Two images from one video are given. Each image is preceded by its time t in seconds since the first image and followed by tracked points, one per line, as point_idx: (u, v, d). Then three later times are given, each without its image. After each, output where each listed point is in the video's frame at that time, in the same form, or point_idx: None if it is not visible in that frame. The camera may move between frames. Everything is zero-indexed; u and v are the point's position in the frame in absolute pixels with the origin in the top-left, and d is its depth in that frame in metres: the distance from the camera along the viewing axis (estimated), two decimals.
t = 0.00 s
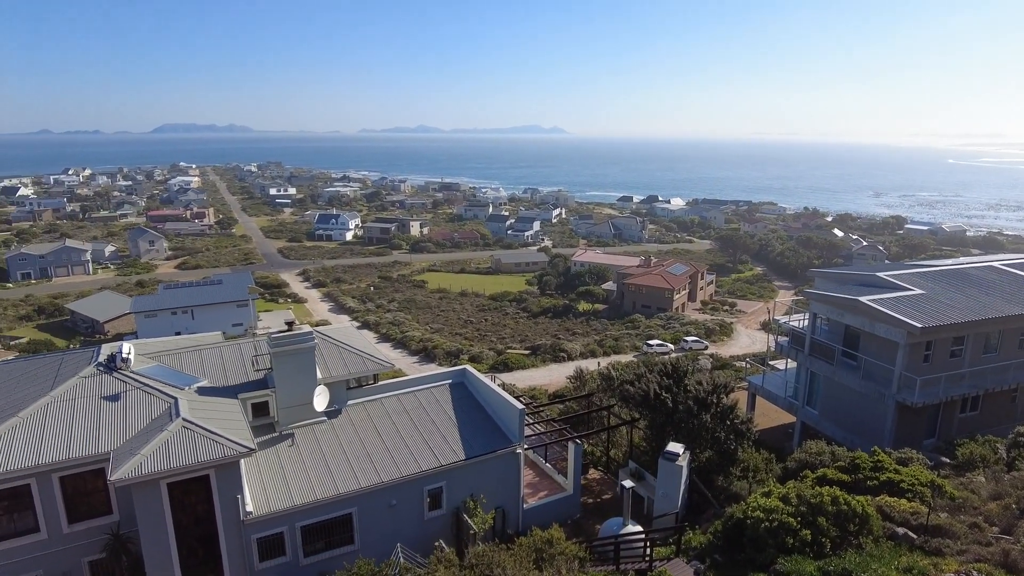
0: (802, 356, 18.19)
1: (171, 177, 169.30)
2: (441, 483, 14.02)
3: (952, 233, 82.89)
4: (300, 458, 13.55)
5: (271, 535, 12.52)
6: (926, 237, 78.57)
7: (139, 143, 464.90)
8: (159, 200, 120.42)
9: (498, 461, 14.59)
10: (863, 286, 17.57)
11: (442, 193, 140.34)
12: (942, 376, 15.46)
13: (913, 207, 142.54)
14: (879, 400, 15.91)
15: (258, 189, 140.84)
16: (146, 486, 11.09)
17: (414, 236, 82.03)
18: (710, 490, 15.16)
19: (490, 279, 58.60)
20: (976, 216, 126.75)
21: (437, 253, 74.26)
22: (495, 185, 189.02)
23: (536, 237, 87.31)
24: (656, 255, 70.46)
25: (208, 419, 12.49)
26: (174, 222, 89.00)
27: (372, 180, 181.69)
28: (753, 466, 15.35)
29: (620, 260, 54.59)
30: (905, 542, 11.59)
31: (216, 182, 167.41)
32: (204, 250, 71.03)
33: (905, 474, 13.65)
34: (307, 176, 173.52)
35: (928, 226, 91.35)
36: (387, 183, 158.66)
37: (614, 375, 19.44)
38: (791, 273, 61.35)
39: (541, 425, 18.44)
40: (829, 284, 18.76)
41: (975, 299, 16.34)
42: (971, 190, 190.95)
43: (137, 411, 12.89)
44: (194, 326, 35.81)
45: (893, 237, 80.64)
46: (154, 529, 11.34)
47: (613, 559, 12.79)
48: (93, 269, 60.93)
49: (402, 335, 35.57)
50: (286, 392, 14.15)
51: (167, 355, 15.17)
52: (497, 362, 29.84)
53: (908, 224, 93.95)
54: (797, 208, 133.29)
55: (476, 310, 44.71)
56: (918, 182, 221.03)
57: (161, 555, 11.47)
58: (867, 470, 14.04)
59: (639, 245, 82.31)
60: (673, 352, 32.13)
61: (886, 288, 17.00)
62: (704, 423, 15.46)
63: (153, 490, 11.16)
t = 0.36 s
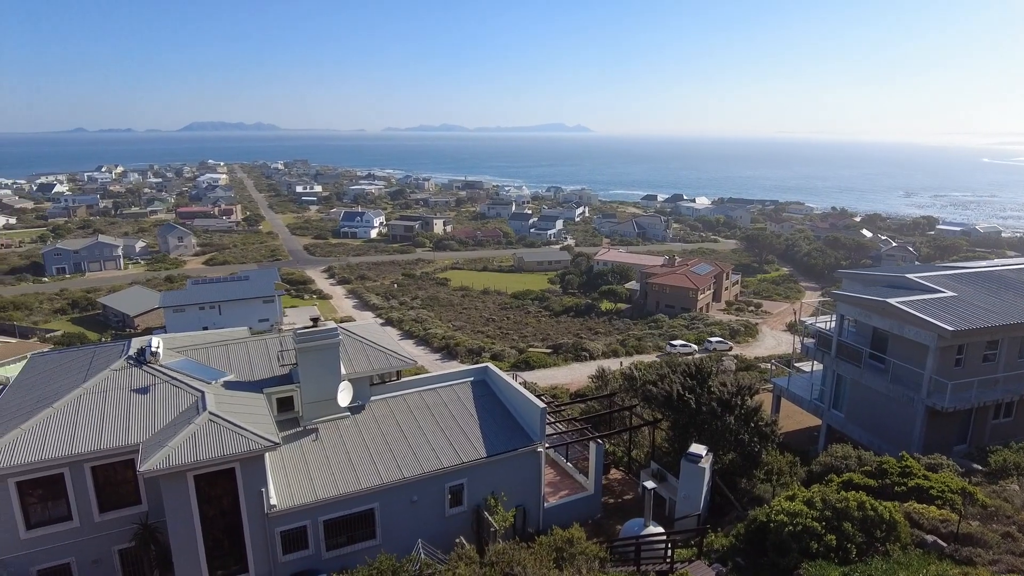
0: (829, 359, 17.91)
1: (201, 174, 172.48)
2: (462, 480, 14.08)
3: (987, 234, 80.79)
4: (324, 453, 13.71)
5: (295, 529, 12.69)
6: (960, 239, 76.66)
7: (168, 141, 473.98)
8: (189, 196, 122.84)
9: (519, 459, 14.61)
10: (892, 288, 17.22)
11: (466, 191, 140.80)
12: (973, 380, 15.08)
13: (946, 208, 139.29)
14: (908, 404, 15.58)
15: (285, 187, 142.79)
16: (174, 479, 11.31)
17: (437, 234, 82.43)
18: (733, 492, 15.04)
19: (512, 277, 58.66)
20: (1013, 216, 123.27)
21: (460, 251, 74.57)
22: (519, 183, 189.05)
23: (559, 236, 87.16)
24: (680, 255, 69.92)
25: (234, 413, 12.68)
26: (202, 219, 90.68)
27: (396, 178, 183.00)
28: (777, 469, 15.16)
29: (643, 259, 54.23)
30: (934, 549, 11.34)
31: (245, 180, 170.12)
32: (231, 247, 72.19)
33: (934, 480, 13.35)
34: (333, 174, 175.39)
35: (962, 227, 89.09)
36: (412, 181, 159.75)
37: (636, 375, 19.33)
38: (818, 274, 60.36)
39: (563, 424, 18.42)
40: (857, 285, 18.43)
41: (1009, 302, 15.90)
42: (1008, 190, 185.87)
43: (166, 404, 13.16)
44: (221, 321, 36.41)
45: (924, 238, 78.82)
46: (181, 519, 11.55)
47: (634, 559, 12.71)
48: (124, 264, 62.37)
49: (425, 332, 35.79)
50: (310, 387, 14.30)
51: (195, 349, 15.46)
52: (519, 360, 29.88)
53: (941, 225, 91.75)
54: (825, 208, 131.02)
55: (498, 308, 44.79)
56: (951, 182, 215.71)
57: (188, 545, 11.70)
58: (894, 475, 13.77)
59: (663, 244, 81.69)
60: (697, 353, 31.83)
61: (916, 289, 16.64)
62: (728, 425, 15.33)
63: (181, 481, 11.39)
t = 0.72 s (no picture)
0: (856, 362, 17.60)
1: (230, 171, 175.51)
2: (483, 477, 14.12)
3: None
4: (347, 447, 13.85)
5: (318, 522, 12.85)
6: (996, 240, 74.60)
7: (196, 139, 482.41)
8: (217, 193, 125.03)
9: (540, 458, 14.59)
10: (923, 290, 16.86)
11: (489, 189, 141.09)
12: (1007, 386, 14.68)
13: (981, 208, 135.67)
14: (938, 408, 15.24)
15: (311, 184, 144.65)
16: (200, 470, 11.52)
17: (460, 232, 82.69)
18: (757, 494, 14.87)
19: (535, 276, 58.62)
20: None
21: (483, 249, 74.74)
22: (543, 181, 188.82)
23: (583, 234, 86.87)
24: (705, 254, 69.24)
25: (259, 406, 12.87)
26: (230, 215, 92.23)
27: (421, 176, 184.10)
28: (802, 472, 14.95)
29: (667, 258, 53.78)
30: (964, 558, 11.04)
31: (272, 177, 172.45)
32: (258, 243, 73.33)
33: (964, 487, 13.03)
34: (359, 172, 176.99)
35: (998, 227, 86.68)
36: (436, 179, 160.48)
37: (659, 375, 19.18)
38: (846, 275, 59.28)
39: (584, 423, 18.39)
40: (886, 287, 18.07)
41: None
42: None
43: (193, 397, 13.39)
44: (248, 316, 37.03)
45: (959, 239, 76.91)
46: (208, 510, 11.77)
47: (654, 560, 12.63)
48: (154, 259, 63.71)
49: (448, 329, 35.95)
50: (334, 382, 14.43)
51: (223, 343, 15.72)
52: (540, 358, 29.87)
53: (976, 225, 89.37)
54: (854, 207, 128.59)
55: (520, 306, 44.80)
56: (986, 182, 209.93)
57: (213, 537, 11.91)
58: (923, 481, 13.47)
59: (688, 243, 80.95)
60: (721, 353, 31.49)
61: (948, 292, 16.27)
62: (752, 427, 15.18)
63: (207, 474, 11.58)
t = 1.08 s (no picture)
0: (885, 365, 17.27)
1: (257, 169, 178.38)
2: (505, 475, 14.14)
3: None
4: (370, 443, 13.97)
5: (340, 516, 12.99)
6: None
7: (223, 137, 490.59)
8: (244, 190, 127.07)
9: (561, 457, 14.58)
10: (955, 292, 16.46)
11: (513, 187, 141.19)
12: None
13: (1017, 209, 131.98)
14: (970, 414, 14.87)
15: (337, 182, 146.38)
16: (226, 463, 11.70)
17: (483, 230, 82.88)
18: (780, 498, 14.69)
19: (558, 274, 58.53)
20: None
21: (506, 247, 74.81)
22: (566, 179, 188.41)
23: (606, 233, 86.48)
24: (730, 254, 68.49)
25: (284, 401, 13.04)
26: (257, 212, 93.68)
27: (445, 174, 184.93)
28: (827, 476, 14.73)
29: (692, 258, 53.28)
30: (996, 568, 10.72)
31: (298, 174, 174.74)
32: (284, 240, 74.38)
33: (997, 495, 12.68)
34: (383, 170, 178.44)
35: None
36: (460, 177, 161.13)
37: (681, 376, 19.03)
38: (875, 276, 58.17)
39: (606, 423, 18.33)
40: (917, 289, 17.67)
41: None
42: None
43: (220, 390, 13.62)
44: (274, 311, 37.58)
45: (993, 240, 74.92)
46: (233, 502, 11.96)
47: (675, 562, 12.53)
48: (183, 255, 64.97)
49: (470, 327, 36.11)
50: (357, 378, 14.56)
51: (249, 338, 15.96)
52: (562, 357, 29.84)
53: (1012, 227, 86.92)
54: (884, 207, 126.04)
55: (543, 305, 44.76)
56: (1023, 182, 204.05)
57: (239, 529, 12.12)
58: (954, 488, 13.14)
59: (713, 243, 80.15)
60: (746, 354, 31.11)
61: (982, 294, 15.85)
62: (777, 430, 15.02)
63: (233, 466, 11.76)
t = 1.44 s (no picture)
0: (914, 368, 16.93)
1: (284, 167, 180.89)
2: (526, 473, 14.15)
3: None
4: (392, 439, 14.09)
5: (362, 511, 13.11)
6: None
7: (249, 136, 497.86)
8: (271, 188, 128.92)
9: (582, 457, 14.54)
10: (989, 295, 16.04)
11: (536, 186, 141.16)
12: None
13: None
14: (1003, 420, 14.47)
15: (362, 180, 147.72)
16: (251, 457, 11.89)
17: (506, 229, 82.97)
18: (804, 502, 14.49)
19: (581, 273, 58.38)
20: None
21: (528, 246, 74.83)
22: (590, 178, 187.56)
23: (629, 232, 86.01)
24: (756, 254, 67.68)
25: (309, 396, 13.19)
26: (283, 209, 94.99)
27: (469, 173, 185.50)
28: (853, 481, 14.48)
29: (717, 259, 52.72)
30: None
31: (324, 172, 176.72)
32: (310, 237, 75.30)
33: None
34: (408, 168, 179.45)
35: None
36: (483, 176, 161.52)
37: (705, 376, 18.84)
38: (905, 278, 57.00)
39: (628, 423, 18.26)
40: (949, 291, 17.27)
41: None
42: None
43: (246, 384, 13.83)
44: (299, 308, 38.06)
45: None
46: (257, 495, 12.14)
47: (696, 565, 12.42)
48: (211, 251, 66.17)
49: (493, 325, 36.22)
50: (380, 374, 14.69)
51: (274, 333, 16.19)
52: (584, 356, 29.79)
53: None
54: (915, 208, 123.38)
55: (565, 304, 44.69)
56: None
57: (263, 521, 12.31)
58: (986, 496, 12.77)
59: (738, 243, 79.23)
60: (770, 356, 30.72)
61: (1017, 297, 15.42)
62: (801, 433, 14.84)
63: (257, 460, 11.94)
